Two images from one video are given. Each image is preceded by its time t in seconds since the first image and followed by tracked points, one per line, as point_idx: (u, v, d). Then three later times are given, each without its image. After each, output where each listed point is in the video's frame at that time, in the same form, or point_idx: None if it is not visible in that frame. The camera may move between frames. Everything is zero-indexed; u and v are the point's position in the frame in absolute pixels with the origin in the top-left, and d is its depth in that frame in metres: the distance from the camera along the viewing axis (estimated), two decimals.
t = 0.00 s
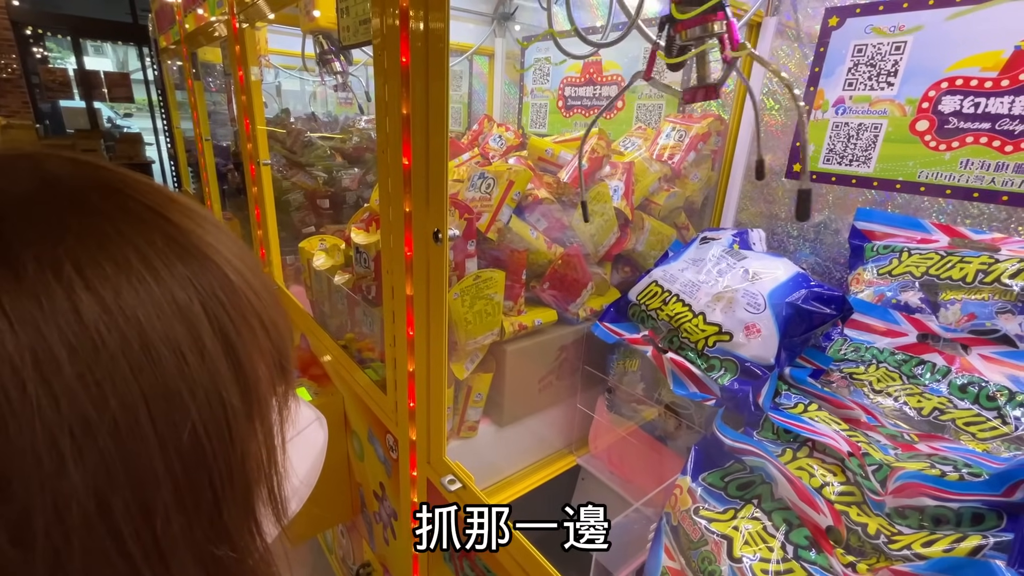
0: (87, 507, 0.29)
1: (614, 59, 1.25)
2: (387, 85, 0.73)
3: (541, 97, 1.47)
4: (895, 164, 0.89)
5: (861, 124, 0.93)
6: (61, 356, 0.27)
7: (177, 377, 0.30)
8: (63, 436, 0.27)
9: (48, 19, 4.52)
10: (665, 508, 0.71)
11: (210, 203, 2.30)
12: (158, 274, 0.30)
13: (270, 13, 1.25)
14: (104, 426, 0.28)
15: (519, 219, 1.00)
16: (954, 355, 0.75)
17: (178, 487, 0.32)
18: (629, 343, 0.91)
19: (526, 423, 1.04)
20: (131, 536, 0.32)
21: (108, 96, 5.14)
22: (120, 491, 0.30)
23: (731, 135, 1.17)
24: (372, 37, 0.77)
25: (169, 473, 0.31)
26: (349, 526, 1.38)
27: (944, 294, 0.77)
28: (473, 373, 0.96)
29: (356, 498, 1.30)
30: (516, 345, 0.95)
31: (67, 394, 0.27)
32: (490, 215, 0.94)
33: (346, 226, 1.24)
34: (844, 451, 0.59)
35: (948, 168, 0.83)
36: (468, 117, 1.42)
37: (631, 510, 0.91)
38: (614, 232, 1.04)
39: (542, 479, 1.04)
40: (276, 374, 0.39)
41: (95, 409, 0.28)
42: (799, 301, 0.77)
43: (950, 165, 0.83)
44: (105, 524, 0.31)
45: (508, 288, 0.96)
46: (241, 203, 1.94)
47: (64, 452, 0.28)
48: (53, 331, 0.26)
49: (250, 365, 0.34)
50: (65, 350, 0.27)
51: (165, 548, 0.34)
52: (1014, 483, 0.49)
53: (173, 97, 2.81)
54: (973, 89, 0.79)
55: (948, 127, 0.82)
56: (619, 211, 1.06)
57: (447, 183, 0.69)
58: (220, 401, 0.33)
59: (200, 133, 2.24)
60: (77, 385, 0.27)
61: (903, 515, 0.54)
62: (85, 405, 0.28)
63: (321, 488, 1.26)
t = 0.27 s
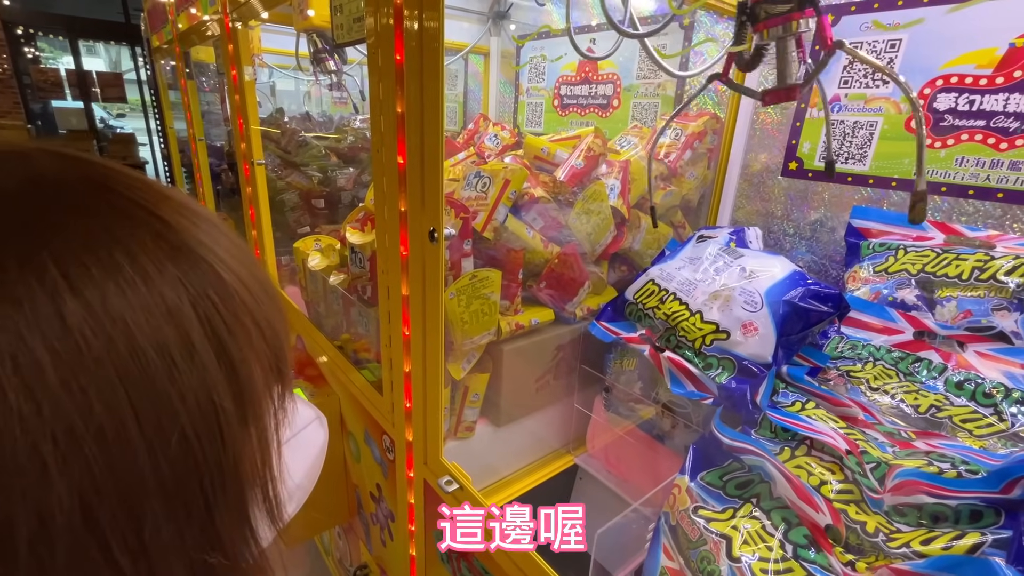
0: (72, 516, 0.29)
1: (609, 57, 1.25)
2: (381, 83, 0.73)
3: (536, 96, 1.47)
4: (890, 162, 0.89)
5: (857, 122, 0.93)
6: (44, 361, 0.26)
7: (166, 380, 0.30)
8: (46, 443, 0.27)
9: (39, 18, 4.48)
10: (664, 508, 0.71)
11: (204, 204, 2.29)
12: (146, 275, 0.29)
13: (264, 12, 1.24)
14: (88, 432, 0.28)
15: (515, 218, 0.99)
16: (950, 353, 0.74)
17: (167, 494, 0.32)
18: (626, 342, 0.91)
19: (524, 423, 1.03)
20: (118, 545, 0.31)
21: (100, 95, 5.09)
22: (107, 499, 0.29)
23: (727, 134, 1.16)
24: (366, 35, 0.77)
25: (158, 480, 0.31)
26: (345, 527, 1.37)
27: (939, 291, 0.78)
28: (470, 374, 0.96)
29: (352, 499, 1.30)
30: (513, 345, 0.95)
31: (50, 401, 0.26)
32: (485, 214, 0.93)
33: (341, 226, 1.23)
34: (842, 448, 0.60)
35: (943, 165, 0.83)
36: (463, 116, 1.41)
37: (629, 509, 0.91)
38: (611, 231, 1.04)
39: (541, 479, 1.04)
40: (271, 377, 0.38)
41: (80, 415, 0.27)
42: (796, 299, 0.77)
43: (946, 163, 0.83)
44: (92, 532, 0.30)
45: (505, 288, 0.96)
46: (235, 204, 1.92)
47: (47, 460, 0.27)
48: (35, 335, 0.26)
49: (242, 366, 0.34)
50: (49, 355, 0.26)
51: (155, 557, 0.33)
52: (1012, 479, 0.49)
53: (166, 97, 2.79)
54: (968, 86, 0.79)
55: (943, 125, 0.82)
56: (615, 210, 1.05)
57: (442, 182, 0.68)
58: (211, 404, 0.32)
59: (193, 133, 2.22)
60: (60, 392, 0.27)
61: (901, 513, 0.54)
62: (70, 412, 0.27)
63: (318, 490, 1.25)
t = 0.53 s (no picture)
0: (39, 510, 0.28)
1: (604, 54, 1.25)
2: (376, 80, 0.72)
3: (532, 94, 1.46)
4: (885, 159, 0.90)
5: (852, 119, 0.93)
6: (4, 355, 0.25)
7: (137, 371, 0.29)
8: (8, 439, 0.26)
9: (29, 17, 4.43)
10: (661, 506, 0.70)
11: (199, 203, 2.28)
12: (114, 264, 0.29)
13: (257, 9, 1.23)
14: (56, 426, 0.27)
15: (511, 216, 0.98)
16: (946, 350, 0.75)
17: (142, 486, 0.31)
18: (623, 340, 0.91)
19: (520, 422, 1.03)
20: (90, 539, 0.30)
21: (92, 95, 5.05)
22: (75, 493, 0.29)
23: (723, 131, 1.16)
24: (360, 33, 0.76)
25: (131, 473, 0.30)
26: (342, 527, 1.36)
27: (934, 287, 0.78)
28: (466, 372, 0.95)
29: (349, 499, 1.29)
30: (510, 344, 0.95)
31: (11, 395, 0.25)
32: (481, 212, 0.93)
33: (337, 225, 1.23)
34: (839, 445, 0.60)
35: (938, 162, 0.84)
36: (458, 114, 1.41)
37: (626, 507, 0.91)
38: (607, 229, 1.04)
39: (538, 478, 1.04)
40: (251, 366, 0.37)
41: (45, 408, 0.26)
42: (792, 296, 0.77)
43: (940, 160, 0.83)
44: (61, 526, 0.29)
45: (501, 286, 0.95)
46: (229, 203, 1.91)
47: (12, 457, 0.26)
48: None
49: (218, 355, 0.33)
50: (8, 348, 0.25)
51: (131, 551, 0.32)
52: (1008, 475, 0.49)
53: (159, 96, 2.77)
54: (962, 83, 0.79)
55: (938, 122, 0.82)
56: (611, 207, 1.05)
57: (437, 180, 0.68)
58: (184, 394, 0.31)
59: (187, 133, 2.20)
60: (23, 386, 0.26)
61: (898, 509, 0.54)
62: (33, 406, 0.26)
63: (314, 490, 1.25)
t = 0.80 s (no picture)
0: None
1: (599, 51, 1.25)
2: (368, 76, 0.72)
3: (527, 91, 1.46)
4: (881, 155, 0.89)
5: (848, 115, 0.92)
6: None
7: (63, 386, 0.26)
8: None
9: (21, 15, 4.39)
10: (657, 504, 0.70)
11: (193, 202, 2.26)
12: (35, 268, 0.26)
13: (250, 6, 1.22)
14: None
15: (506, 213, 0.98)
16: (941, 345, 0.75)
17: (72, 507, 0.29)
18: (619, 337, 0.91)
19: (517, 420, 1.03)
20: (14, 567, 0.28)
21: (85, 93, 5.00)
22: None
23: (718, 128, 1.16)
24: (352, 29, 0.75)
25: (58, 493, 0.28)
26: (338, 527, 1.36)
27: (929, 284, 0.78)
28: (462, 371, 0.95)
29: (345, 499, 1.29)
30: (506, 342, 0.95)
31: None
32: (476, 209, 0.92)
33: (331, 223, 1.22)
34: (835, 442, 0.60)
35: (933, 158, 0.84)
36: (454, 112, 1.40)
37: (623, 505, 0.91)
38: (603, 226, 1.03)
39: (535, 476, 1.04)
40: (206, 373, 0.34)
41: None
42: (788, 293, 0.77)
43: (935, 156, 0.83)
44: None
45: (496, 284, 0.95)
46: (223, 202, 1.90)
47: None
48: None
49: (161, 364, 0.30)
50: None
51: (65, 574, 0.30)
52: (1004, 470, 0.49)
53: (153, 94, 2.75)
54: (957, 79, 0.79)
55: (933, 117, 0.82)
56: (607, 205, 1.05)
57: (430, 177, 0.67)
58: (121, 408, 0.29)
59: (181, 131, 2.19)
60: None
61: (894, 505, 0.54)
62: None
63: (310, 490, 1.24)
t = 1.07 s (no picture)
0: None
1: (597, 51, 1.25)
2: (367, 77, 0.72)
3: (526, 91, 1.46)
4: (877, 154, 0.90)
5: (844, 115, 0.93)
6: None
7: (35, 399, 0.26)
8: None
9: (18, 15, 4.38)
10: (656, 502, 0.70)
11: (192, 203, 2.26)
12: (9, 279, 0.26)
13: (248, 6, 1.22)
14: None
15: (505, 213, 0.98)
16: (937, 344, 0.75)
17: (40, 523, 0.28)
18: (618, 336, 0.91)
19: (516, 419, 1.03)
20: None
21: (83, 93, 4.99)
22: None
23: (716, 128, 1.17)
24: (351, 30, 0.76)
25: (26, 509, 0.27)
26: (338, 526, 1.36)
27: (925, 282, 0.78)
28: (461, 370, 0.95)
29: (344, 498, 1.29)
30: (505, 341, 0.95)
31: None
32: (474, 209, 0.92)
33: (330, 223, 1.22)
34: (831, 439, 0.60)
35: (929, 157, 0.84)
36: (452, 112, 1.40)
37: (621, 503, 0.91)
38: (601, 226, 1.04)
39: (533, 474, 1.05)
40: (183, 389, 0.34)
41: None
42: (786, 292, 0.77)
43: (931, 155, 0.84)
44: None
45: (495, 283, 0.95)
46: (222, 203, 1.90)
47: None
48: None
49: (137, 378, 0.30)
50: None
51: None
52: (998, 467, 0.50)
53: (151, 94, 2.75)
54: (952, 79, 0.80)
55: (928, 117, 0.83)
56: (605, 204, 1.05)
57: (428, 177, 0.68)
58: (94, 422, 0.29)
59: (179, 131, 2.19)
60: None
61: (890, 502, 0.55)
62: None
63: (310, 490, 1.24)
